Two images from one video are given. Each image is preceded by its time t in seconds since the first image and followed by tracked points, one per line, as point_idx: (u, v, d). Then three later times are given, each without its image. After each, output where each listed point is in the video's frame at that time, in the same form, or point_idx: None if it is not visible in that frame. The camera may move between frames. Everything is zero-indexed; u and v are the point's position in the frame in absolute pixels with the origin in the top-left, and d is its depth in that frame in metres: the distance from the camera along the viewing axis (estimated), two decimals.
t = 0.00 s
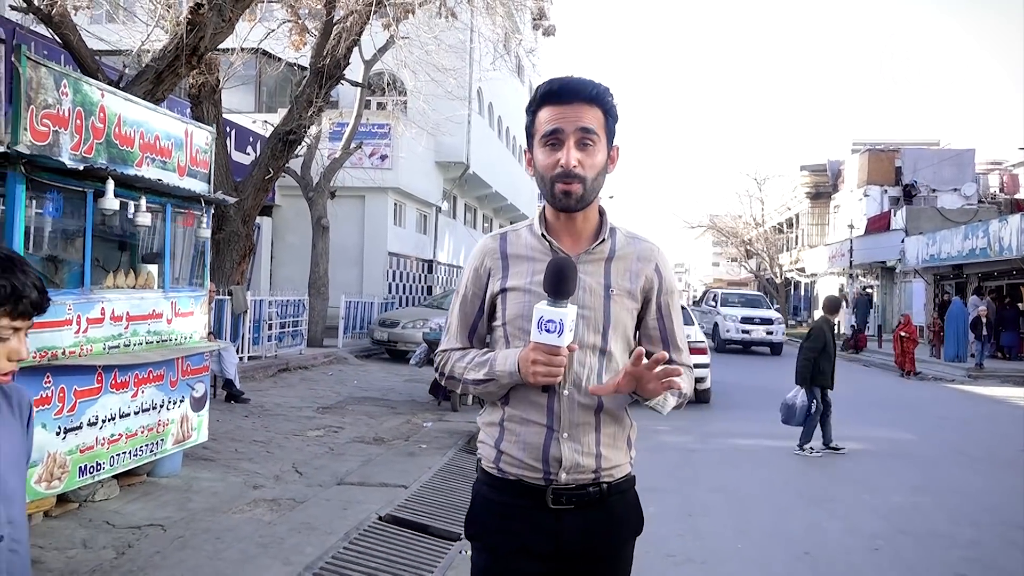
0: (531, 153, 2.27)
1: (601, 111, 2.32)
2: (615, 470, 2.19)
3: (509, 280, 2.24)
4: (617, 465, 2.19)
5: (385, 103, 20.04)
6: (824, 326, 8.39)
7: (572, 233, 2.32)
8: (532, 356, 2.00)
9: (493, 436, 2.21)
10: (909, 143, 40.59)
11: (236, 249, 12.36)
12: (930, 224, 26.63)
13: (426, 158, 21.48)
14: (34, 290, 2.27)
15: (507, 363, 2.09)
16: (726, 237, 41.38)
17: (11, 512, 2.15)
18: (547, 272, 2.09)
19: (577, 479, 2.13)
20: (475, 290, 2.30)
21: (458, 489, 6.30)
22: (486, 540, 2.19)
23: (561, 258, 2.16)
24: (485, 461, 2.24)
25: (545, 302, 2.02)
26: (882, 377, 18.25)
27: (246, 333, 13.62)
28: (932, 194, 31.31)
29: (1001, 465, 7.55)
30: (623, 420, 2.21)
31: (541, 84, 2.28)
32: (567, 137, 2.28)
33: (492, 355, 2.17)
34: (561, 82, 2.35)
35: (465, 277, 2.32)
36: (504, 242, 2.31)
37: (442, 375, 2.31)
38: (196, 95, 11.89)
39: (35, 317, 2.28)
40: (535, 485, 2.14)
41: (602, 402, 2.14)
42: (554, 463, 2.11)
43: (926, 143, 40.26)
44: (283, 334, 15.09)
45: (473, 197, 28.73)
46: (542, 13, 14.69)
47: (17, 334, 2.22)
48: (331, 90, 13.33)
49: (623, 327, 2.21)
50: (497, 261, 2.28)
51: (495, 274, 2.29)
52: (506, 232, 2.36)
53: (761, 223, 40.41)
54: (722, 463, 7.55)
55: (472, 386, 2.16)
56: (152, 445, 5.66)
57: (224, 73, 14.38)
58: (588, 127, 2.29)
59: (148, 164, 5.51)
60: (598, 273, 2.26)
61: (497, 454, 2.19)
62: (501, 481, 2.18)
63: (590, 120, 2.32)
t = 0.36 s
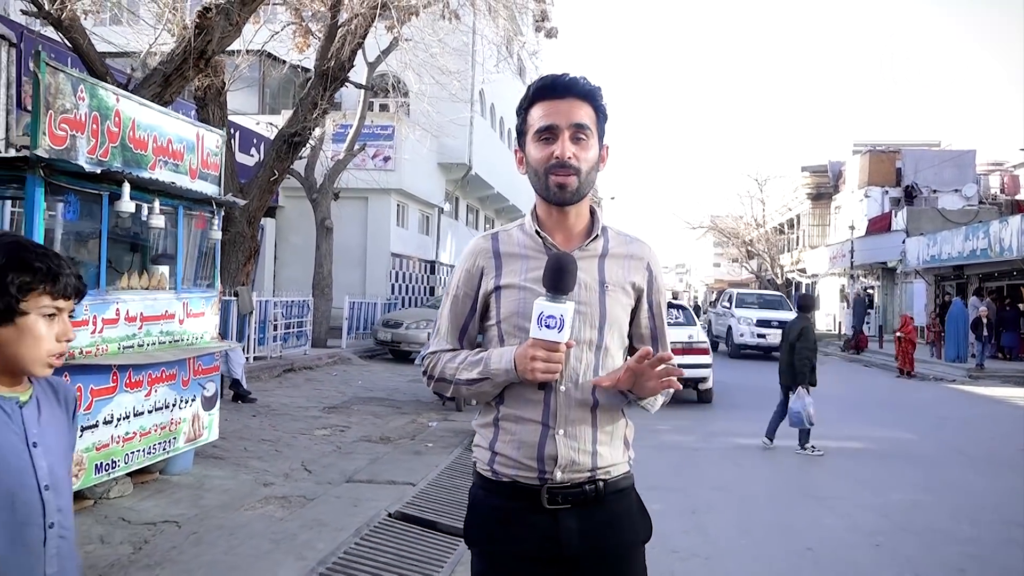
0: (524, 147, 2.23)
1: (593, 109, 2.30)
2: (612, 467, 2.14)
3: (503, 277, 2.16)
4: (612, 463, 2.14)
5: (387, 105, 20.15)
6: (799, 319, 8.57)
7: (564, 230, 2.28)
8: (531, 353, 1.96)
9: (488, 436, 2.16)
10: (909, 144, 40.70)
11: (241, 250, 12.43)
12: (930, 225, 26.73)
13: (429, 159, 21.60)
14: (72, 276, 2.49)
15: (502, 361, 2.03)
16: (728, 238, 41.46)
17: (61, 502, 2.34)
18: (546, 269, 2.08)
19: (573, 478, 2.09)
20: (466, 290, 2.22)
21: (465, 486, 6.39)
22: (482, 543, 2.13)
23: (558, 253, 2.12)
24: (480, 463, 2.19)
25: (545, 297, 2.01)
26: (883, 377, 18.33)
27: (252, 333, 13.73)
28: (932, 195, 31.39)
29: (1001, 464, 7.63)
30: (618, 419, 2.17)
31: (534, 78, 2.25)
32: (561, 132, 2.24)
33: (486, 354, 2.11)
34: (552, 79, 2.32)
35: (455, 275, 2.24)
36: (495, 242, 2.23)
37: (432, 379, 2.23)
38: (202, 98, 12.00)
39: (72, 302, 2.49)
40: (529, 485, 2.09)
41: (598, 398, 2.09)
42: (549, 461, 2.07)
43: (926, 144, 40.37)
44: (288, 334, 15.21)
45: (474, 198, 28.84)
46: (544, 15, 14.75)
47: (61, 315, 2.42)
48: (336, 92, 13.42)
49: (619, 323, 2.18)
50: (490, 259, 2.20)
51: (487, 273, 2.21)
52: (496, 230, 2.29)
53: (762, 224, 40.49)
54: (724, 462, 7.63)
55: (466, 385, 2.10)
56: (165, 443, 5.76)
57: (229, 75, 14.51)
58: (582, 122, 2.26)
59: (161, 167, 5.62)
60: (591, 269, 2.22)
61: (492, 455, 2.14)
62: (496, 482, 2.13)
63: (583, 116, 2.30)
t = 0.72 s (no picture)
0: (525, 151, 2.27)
1: (591, 113, 2.35)
2: (612, 469, 2.18)
3: (503, 281, 2.22)
4: (612, 464, 2.18)
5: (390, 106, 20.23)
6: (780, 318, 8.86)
7: (563, 234, 2.34)
8: (532, 359, 2.01)
9: (491, 438, 2.21)
10: (910, 145, 40.72)
11: (245, 250, 12.51)
12: (932, 226, 26.78)
13: (432, 160, 21.68)
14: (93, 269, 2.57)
15: (504, 367, 2.08)
16: (729, 238, 41.53)
17: (91, 499, 2.43)
18: (546, 274, 2.12)
19: (572, 479, 2.13)
20: (466, 294, 2.28)
21: (469, 484, 6.47)
22: (487, 543, 2.19)
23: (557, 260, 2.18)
24: (483, 465, 2.24)
25: (545, 305, 2.04)
26: (884, 378, 18.42)
27: (256, 333, 13.83)
28: (934, 196, 31.41)
29: (999, 464, 7.71)
30: (618, 420, 2.22)
31: (533, 83, 2.30)
32: (560, 137, 2.29)
33: (487, 358, 2.16)
34: (551, 84, 2.37)
35: (456, 280, 2.30)
36: (494, 245, 2.29)
37: (435, 381, 2.30)
38: (207, 99, 12.09)
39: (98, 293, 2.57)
40: (530, 486, 2.13)
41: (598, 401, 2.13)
42: (549, 463, 2.11)
43: (927, 145, 40.40)
44: (292, 334, 15.32)
45: (476, 198, 28.93)
46: (547, 17, 14.79)
47: (86, 303, 2.50)
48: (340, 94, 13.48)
49: (619, 326, 2.22)
50: (490, 263, 2.25)
51: (487, 276, 2.26)
52: (496, 234, 2.35)
53: (763, 225, 40.55)
54: (725, 461, 7.72)
55: (468, 388, 2.15)
56: (174, 441, 5.85)
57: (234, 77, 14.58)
58: (580, 128, 2.31)
59: (172, 170, 5.72)
60: (591, 272, 2.27)
61: (494, 457, 2.19)
62: (498, 483, 2.18)
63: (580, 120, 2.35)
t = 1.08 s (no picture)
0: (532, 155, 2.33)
1: (601, 117, 2.39)
2: (609, 479, 2.21)
3: (505, 285, 2.30)
4: (610, 474, 2.21)
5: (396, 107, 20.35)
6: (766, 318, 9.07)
7: (566, 238, 2.40)
8: (528, 364, 2.07)
9: (491, 442, 2.29)
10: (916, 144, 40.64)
11: (254, 251, 12.54)
12: (937, 226, 26.74)
13: (437, 160, 21.79)
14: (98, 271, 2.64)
15: (501, 371, 2.15)
16: (734, 238, 41.56)
17: (101, 495, 2.51)
18: (545, 278, 2.17)
19: (567, 487, 2.17)
20: (470, 298, 2.37)
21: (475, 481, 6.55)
22: (486, 545, 2.28)
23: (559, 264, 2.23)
24: (484, 470, 2.32)
25: (542, 309, 2.09)
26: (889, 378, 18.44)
27: (264, 333, 13.95)
28: (940, 196, 31.35)
29: (1001, 463, 7.76)
30: (618, 428, 2.24)
31: (543, 86, 2.34)
32: (568, 141, 2.33)
33: (487, 362, 2.24)
34: (562, 87, 2.41)
35: (462, 285, 2.39)
36: (500, 250, 2.37)
37: (439, 384, 2.39)
38: (215, 100, 12.20)
39: (103, 293, 2.64)
40: (525, 493, 2.20)
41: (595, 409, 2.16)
42: (543, 470, 2.17)
43: (934, 145, 40.33)
44: (299, 334, 15.45)
45: (481, 198, 29.04)
46: (552, 18, 14.85)
47: (88, 301, 2.57)
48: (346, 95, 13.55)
49: (620, 333, 2.25)
50: (494, 267, 2.34)
51: (491, 281, 2.35)
52: (502, 239, 2.42)
53: (769, 225, 40.55)
54: (728, 460, 7.78)
55: (468, 392, 2.24)
56: (186, 438, 5.95)
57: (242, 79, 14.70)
58: (589, 133, 2.35)
59: (182, 172, 5.82)
60: (593, 277, 2.30)
61: (493, 461, 2.27)
62: (496, 488, 2.26)
63: (590, 125, 2.39)
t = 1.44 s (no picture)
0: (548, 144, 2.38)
1: (620, 107, 2.43)
2: (613, 474, 2.27)
3: (516, 273, 2.36)
4: (613, 469, 2.27)
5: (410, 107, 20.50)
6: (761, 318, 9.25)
7: (582, 228, 2.44)
8: (536, 351, 2.13)
9: (494, 434, 2.36)
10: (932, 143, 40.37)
11: (269, 250, 12.67)
12: (953, 224, 26.54)
13: (450, 160, 21.93)
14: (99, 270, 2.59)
15: (508, 359, 2.22)
16: (748, 237, 41.45)
17: (119, 484, 2.50)
18: (557, 266, 2.23)
19: (570, 482, 2.23)
20: (481, 285, 2.45)
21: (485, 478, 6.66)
22: (487, 539, 2.35)
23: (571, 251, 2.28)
24: (486, 464, 2.39)
25: (553, 296, 2.15)
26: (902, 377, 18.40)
27: (279, 331, 14.14)
28: (956, 195, 31.11)
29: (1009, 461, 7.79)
30: (623, 422, 2.29)
31: (561, 75, 2.39)
32: (585, 130, 2.38)
33: (495, 349, 2.31)
34: (580, 76, 2.45)
35: (473, 272, 2.47)
36: (513, 238, 2.44)
37: (445, 370, 2.46)
38: (231, 102, 12.38)
39: (102, 290, 2.58)
40: (528, 487, 2.26)
41: (599, 402, 2.22)
42: (546, 462, 2.22)
43: (950, 143, 40.04)
44: (314, 332, 15.65)
45: (495, 198, 29.16)
46: (564, 18, 14.91)
47: (81, 303, 2.53)
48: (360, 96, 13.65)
49: (629, 327, 2.30)
50: (506, 255, 2.41)
51: (502, 268, 2.42)
52: (517, 228, 2.49)
53: (783, 224, 40.42)
54: (736, 457, 7.85)
55: (474, 378, 2.31)
56: (203, 433, 6.10)
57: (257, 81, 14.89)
58: (607, 121, 2.39)
59: (200, 174, 5.96)
60: (606, 270, 2.35)
61: (495, 454, 2.33)
62: (498, 482, 2.32)
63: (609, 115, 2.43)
